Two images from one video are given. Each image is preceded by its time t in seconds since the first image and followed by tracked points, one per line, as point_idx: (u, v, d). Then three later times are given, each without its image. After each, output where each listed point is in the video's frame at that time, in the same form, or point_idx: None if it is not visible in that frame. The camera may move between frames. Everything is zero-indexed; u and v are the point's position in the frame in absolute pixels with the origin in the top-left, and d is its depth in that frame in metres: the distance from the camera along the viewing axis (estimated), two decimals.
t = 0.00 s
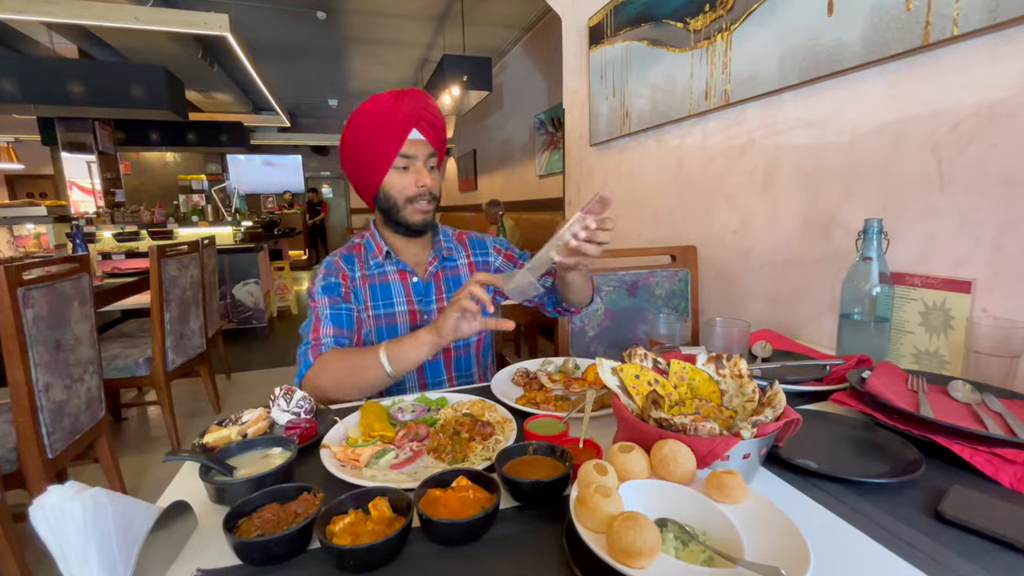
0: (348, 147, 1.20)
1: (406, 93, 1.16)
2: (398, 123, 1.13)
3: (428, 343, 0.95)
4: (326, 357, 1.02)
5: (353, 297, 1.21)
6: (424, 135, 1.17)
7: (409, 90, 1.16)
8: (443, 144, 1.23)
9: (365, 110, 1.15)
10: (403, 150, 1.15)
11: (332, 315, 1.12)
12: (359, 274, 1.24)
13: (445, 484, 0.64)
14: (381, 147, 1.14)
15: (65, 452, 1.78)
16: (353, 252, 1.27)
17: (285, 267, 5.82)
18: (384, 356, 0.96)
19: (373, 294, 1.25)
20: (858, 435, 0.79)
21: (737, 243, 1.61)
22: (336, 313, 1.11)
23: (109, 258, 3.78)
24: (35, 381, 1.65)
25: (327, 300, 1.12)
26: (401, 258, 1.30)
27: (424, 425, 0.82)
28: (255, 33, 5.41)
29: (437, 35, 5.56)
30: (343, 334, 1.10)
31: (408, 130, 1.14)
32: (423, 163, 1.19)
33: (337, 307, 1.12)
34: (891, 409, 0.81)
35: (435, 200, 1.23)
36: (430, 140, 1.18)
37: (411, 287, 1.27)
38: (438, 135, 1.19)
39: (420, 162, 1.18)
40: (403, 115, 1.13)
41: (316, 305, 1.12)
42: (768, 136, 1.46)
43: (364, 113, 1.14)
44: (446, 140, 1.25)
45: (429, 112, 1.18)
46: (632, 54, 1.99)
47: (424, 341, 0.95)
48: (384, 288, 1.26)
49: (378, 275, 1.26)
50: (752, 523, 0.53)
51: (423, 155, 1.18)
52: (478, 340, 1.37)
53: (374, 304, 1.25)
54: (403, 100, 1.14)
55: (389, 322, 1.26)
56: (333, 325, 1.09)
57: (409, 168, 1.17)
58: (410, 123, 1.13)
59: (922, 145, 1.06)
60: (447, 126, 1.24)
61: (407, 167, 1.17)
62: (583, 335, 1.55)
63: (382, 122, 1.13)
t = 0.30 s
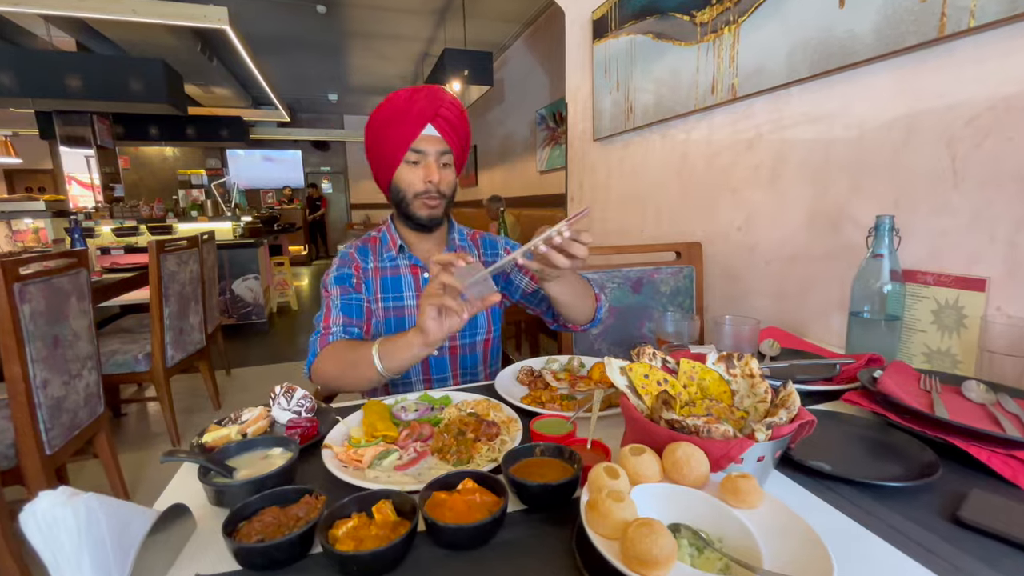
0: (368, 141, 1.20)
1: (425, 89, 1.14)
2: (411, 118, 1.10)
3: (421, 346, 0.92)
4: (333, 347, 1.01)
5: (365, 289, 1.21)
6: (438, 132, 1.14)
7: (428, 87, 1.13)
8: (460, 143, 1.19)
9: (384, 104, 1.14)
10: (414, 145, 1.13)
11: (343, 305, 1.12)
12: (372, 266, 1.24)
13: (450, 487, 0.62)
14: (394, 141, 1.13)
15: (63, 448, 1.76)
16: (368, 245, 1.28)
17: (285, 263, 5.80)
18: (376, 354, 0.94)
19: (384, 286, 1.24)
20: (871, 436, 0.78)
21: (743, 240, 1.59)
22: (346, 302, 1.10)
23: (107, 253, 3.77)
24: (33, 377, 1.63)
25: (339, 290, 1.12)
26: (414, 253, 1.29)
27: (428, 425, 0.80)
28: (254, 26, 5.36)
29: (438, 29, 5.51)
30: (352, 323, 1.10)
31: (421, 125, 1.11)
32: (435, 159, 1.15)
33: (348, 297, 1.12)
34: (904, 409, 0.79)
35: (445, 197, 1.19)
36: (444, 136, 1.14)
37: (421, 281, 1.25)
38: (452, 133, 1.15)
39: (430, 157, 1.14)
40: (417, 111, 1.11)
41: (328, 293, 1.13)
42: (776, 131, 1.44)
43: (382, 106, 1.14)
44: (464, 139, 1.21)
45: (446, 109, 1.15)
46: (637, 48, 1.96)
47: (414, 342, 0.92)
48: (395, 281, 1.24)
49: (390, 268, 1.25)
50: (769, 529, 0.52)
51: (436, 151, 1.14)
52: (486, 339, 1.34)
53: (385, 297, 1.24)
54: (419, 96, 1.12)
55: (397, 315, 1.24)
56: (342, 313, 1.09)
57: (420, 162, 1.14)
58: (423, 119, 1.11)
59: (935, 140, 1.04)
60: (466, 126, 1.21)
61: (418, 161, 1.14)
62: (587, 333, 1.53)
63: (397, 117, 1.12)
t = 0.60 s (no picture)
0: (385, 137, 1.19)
1: (440, 85, 1.11)
2: (423, 112, 1.08)
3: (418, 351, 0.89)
4: (340, 348, 0.98)
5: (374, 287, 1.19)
6: (450, 127, 1.10)
7: (443, 83, 1.11)
8: (474, 140, 1.15)
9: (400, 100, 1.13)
10: (425, 139, 1.10)
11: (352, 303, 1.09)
12: (383, 265, 1.22)
13: (464, 497, 0.60)
14: (405, 135, 1.10)
15: (64, 449, 1.74)
16: (379, 243, 1.25)
17: (286, 262, 5.78)
18: (375, 357, 0.92)
19: (394, 285, 1.22)
20: (895, 443, 0.75)
21: (754, 240, 1.57)
22: (354, 300, 1.08)
23: (108, 252, 3.75)
24: (32, 378, 1.61)
25: (348, 288, 1.10)
26: (426, 253, 1.27)
27: (437, 431, 0.78)
28: (255, 24, 5.33)
29: (440, 27, 5.49)
30: (359, 321, 1.08)
31: (432, 120, 1.08)
32: (446, 155, 1.11)
33: (357, 295, 1.10)
34: (928, 416, 0.77)
35: (454, 194, 1.15)
36: (456, 132, 1.11)
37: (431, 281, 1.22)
38: (464, 129, 1.11)
39: (441, 152, 1.10)
40: (430, 105, 1.08)
41: (336, 291, 1.11)
42: (788, 129, 1.41)
43: (396, 101, 1.12)
44: (479, 138, 1.17)
45: (460, 105, 1.11)
46: (644, 45, 1.94)
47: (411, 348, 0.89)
48: (406, 281, 1.23)
49: (401, 267, 1.22)
50: (801, 545, 0.49)
51: (447, 147, 1.11)
52: (496, 341, 1.31)
53: (394, 296, 1.22)
54: (433, 91, 1.09)
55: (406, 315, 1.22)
56: (349, 311, 1.07)
57: (431, 158, 1.11)
58: (435, 113, 1.08)
59: (955, 139, 1.02)
60: (482, 125, 1.17)
61: (428, 156, 1.11)
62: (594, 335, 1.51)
63: (410, 112, 1.10)
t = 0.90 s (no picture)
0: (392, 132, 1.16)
1: (445, 78, 1.07)
2: (425, 106, 1.04)
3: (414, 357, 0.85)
4: (335, 350, 0.94)
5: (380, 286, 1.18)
6: (453, 123, 1.05)
7: (448, 75, 1.06)
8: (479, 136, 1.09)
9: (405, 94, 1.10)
10: (427, 137, 1.06)
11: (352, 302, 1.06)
12: (390, 265, 1.21)
13: (470, 507, 0.58)
14: (407, 131, 1.07)
15: (58, 451, 1.71)
16: (384, 241, 1.24)
17: (285, 261, 5.74)
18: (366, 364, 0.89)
19: (401, 286, 1.21)
20: (915, 449, 0.73)
21: (759, 239, 1.54)
22: (354, 298, 1.05)
23: (104, 250, 3.71)
24: (25, 379, 1.58)
25: (349, 286, 1.07)
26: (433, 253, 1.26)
27: (441, 435, 0.75)
28: (253, 21, 5.29)
29: (439, 25, 5.45)
30: (358, 319, 1.04)
31: (434, 115, 1.04)
32: (448, 152, 1.07)
33: (358, 293, 1.07)
34: (949, 420, 0.74)
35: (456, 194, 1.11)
36: (460, 128, 1.06)
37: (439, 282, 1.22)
38: (468, 124, 1.06)
39: (442, 150, 1.06)
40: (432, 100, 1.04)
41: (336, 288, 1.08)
42: (795, 126, 1.38)
43: (402, 94, 1.09)
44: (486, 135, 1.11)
45: (465, 99, 1.06)
46: (647, 41, 1.91)
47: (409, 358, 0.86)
48: (413, 281, 1.22)
49: (408, 267, 1.22)
50: (827, 558, 0.47)
51: (449, 145, 1.06)
52: (504, 344, 1.29)
53: (401, 296, 1.21)
54: (436, 85, 1.05)
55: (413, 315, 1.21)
56: (348, 310, 1.04)
57: (432, 155, 1.07)
58: (437, 109, 1.04)
59: (970, 135, 0.99)
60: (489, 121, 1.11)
61: (429, 154, 1.07)
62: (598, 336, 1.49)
63: (414, 107, 1.07)
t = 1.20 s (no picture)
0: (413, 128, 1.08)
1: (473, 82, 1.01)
2: (450, 112, 0.98)
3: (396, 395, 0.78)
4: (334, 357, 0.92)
5: (390, 293, 1.11)
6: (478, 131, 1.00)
7: (475, 82, 1.01)
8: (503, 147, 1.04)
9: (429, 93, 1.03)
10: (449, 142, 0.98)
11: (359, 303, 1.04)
12: (404, 270, 1.13)
13: (479, 530, 0.54)
14: (429, 133, 1.00)
15: (54, 460, 1.68)
16: (398, 245, 1.15)
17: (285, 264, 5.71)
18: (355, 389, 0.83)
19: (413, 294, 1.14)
20: (940, 464, 0.70)
21: (768, 243, 1.51)
22: (360, 300, 1.02)
23: (103, 254, 3.69)
24: (21, 387, 1.56)
25: (358, 287, 1.04)
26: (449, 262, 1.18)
27: (446, 451, 0.73)
28: (253, 24, 5.28)
29: (440, 28, 5.44)
30: (365, 322, 1.03)
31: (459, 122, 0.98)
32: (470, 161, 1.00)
33: (366, 296, 1.04)
34: (976, 434, 0.72)
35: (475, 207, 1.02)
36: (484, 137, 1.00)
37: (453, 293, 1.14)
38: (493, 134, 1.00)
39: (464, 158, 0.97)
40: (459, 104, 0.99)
41: (344, 288, 1.06)
42: (805, 128, 1.36)
43: (424, 97, 1.02)
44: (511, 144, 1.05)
45: (492, 107, 1.01)
46: (652, 43, 1.89)
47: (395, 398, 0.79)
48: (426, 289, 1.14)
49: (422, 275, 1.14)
50: None
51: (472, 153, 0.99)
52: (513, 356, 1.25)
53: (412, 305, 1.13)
54: (464, 89, 1.00)
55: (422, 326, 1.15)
56: (354, 312, 1.02)
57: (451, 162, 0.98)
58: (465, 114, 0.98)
59: (988, 137, 0.97)
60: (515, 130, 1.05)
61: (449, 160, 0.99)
62: (605, 341, 1.45)
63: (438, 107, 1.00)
